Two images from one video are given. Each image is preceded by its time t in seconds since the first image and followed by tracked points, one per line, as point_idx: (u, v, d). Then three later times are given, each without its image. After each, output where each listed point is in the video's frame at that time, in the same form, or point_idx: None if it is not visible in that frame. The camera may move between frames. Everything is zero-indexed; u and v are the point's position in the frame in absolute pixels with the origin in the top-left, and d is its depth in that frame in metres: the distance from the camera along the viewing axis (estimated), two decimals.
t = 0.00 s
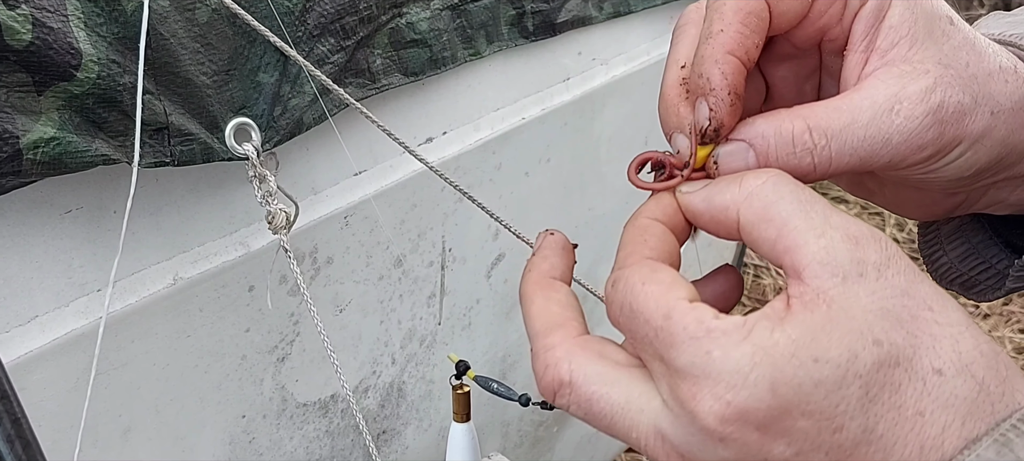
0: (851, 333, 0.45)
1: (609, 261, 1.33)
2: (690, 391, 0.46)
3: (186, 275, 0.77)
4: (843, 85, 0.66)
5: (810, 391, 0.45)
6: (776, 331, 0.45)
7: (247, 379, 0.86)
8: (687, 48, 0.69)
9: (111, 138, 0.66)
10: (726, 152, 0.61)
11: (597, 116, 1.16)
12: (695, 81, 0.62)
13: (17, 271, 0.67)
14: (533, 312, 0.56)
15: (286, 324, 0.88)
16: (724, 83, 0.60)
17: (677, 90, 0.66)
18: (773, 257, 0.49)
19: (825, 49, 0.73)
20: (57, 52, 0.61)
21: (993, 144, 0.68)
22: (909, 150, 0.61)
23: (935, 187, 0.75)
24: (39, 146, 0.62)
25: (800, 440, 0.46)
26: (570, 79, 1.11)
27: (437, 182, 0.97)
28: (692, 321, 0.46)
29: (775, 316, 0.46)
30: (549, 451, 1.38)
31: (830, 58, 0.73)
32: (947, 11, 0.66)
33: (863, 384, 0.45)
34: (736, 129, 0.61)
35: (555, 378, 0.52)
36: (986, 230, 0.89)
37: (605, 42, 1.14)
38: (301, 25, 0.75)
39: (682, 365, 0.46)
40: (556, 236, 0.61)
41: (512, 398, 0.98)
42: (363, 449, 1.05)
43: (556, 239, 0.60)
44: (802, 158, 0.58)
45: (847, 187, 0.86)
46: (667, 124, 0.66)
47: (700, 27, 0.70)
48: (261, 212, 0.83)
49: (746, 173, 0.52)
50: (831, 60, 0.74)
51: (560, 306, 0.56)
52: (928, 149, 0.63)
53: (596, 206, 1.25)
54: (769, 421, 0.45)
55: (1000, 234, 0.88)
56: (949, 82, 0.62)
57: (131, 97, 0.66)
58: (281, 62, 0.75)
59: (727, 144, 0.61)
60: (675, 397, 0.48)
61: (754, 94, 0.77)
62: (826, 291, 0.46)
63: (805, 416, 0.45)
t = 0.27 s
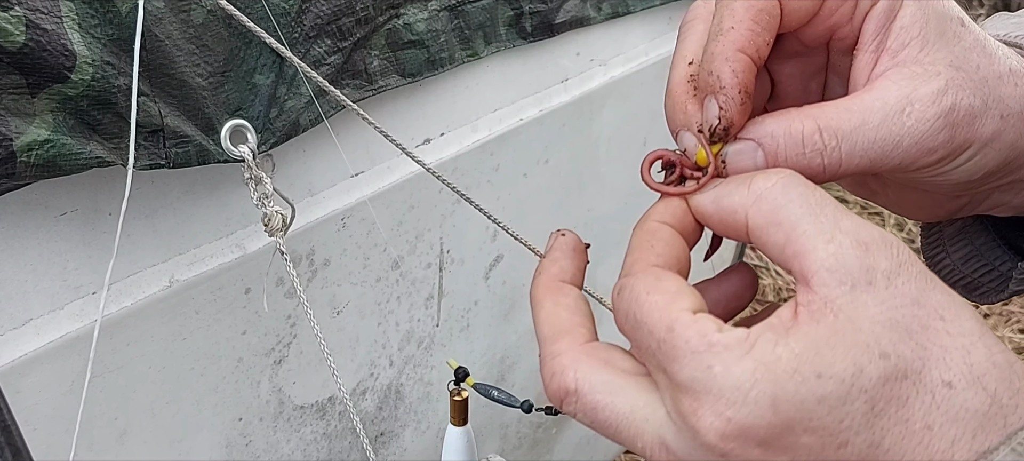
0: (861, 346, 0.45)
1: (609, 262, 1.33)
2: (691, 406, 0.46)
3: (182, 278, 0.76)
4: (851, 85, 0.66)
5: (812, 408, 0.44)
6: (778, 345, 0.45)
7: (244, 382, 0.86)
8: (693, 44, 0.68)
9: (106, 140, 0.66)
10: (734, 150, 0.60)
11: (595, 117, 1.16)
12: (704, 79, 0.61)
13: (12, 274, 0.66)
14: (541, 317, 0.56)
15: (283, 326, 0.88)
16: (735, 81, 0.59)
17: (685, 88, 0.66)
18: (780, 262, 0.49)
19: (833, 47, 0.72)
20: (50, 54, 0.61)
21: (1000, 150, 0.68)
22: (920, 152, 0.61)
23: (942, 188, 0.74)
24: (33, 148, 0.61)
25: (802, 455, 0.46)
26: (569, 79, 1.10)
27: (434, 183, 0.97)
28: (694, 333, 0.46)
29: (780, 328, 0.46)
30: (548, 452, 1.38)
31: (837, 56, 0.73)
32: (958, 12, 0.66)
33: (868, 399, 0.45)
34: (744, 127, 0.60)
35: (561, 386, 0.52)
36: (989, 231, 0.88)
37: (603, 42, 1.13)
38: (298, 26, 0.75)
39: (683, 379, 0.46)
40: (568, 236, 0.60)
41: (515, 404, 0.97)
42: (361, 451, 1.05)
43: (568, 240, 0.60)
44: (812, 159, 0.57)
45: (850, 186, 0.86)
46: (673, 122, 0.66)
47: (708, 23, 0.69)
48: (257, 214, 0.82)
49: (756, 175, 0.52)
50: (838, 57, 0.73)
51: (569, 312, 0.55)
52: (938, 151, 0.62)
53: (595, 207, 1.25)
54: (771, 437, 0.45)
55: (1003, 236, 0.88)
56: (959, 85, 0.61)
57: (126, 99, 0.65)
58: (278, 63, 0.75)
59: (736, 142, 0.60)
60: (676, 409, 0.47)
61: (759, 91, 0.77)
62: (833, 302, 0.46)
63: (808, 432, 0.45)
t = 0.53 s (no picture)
0: (875, 356, 0.44)
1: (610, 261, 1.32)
2: (699, 416, 0.45)
3: (180, 278, 0.76)
4: (862, 83, 0.66)
5: (824, 420, 0.44)
6: (789, 355, 0.44)
7: (243, 382, 0.85)
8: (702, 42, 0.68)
9: (103, 140, 0.65)
10: (743, 150, 0.60)
11: (596, 114, 1.15)
12: (716, 78, 0.61)
13: (9, 275, 0.66)
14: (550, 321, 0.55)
15: (282, 326, 0.87)
16: (748, 81, 0.59)
17: (692, 84, 0.66)
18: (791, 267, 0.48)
19: (842, 42, 0.72)
20: (46, 53, 0.60)
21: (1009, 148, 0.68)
22: (932, 151, 0.61)
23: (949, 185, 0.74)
24: (29, 149, 0.61)
25: None
26: (569, 77, 1.10)
27: (434, 182, 0.96)
28: (703, 342, 0.45)
29: (789, 337, 0.45)
30: (549, 451, 1.38)
31: (846, 51, 0.73)
32: (972, 7, 0.66)
33: (879, 411, 0.44)
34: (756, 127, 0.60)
35: (570, 391, 0.52)
36: (994, 226, 0.88)
37: (603, 40, 1.13)
38: (296, 25, 0.74)
39: (691, 389, 0.45)
40: (579, 234, 0.58)
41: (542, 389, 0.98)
42: (361, 451, 1.05)
43: (579, 238, 0.58)
44: (823, 159, 0.57)
45: (855, 182, 0.86)
46: (681, 118, 0.66)
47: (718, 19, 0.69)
48: (255, 214, 0.82)
49: (769, 177, 0.50)
50: (847, 53, 0.73)
51: (579, 315, 0.54)
52: (949, 150, 0.62)
53: (596, 206, 1.24)
54: (780, 450, 0.45)
55: (1009, 232, 0.87)
56: (971, 82, 0.61)
57: (123, 99, 0.65)
58: (276, 62, 0.74)
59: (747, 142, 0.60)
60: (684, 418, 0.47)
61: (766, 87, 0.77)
62: (846, 310, 0.45)
63: (818, 444, 0.44)
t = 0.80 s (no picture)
0: (891, 355, 0.43)
1: (608, 261, 1.32)
2: (711, 416, 0.45)
3: (175, 280, 0.76)
4: (863, 79, 0.67)
5: (838, 420, 0.43)
6: (803, 354, 0.44)
7: (239, 384, 0.85)
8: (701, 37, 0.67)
9: (96, 142, 0.65)
10: (745, 149, 0.61)
11: (593, 114, 1.15)
12: (719, 79, 0.62)
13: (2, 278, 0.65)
14: (553, 317, 0.55)
15: (278, 327, 0.87)
16: (753, 81, 0.60)
17: (692, 80, 0.66)
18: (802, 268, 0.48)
19: (838, 38, 0.74)
20: (39, 54, 0.60)
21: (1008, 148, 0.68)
22: (933, 150, 0.62)
23: (947, 183, 0.75)
24: (22, 150, 0.60)
25: None
26: (566, 77, 1.09)
27: (430, 182, 0.95)
28: (714, 340, 0.45)
29: (803, 337, 0.45)
30: (547, 451, 1.38)
31: (842, 47, 0.74)
32: (973, 3, 0.66)
33: (895, 413, 0.44)
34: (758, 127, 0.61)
35: (574, 390, 0.51)
36: (989, 220, 0.88)
37: (601, 40, 1.13)
38: (291, 25, 0.74)
39: (703, 388, 0.45)
40: (580, 234, 0.59)
41: (521, 408, 0.98)
42: (357, 452, 1.04)
43: (581, 238, 0.59)
44: (826, 157, 0.59)
45: (851, 180, 0.86)
46: (680, 116, 0.67)
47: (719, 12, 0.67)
48: (251, 215, 0.81)
49: (779, 176, 0.51)
50: (844, 48, 0.74)
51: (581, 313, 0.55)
52: (951, 149, 0.63)
53: (594, 205, 1.24)
54: (791, 451, 0.44)
55: (1005, 227, 0.87)
56: (973, 80, 0.62)
57: (117, 100, 0.64)
58: (271, 62, 0.74)
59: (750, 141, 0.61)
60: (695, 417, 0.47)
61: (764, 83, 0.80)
62: (859, 308, 0.45)
63: (833, 445, 0.44)
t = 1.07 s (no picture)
0: (907, 351, 0.45)
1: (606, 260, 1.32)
2: (730, 410, 0.46)
3: (173, 280, 0.75)
4: (873, 80, 0.70)
5: (861, 415, 0.44)
6: (823, 349, 0.45)
7: (237, 384, 0.85)
8: (710, 34, 0.69)
9: (93, 142, 0.64)
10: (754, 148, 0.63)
11: (592, 113, 1.14)
12: (732, 78, 0.63)
13: None
14: (563, 312, 0.55)
15: (277, 327, 0.87)
16: (766, 83, 0.61)
17: (701, 78, 0.68)
18: (818, 265, 0.50)
19: (848, 36, 0.76)
20: (35, 54, 0.59)
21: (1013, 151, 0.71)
22: (942, 152, 0.65)
23: (949, 184, 0.78)
24: (18, 151, 0.60)
25: None
26: (565, 76, 1.09)
27: (428, 182, 0.95)
28: (734, 335, 0.46)
29: (822, 334, 0.46)
30: (545, 451, 1.38)
31: (852, 45, 0.76)
32: (985, 5, 0.70)
33: (917, 409, 0.45)
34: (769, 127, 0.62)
35: (585, 387, 0.52)
36: (994, 219, 0.88)
37: (600, 39, 1.12)
38: (289, 24, 0.74)
39: (722, 382, 0.46)
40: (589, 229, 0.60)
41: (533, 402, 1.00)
42: (356, 453, 1.04)
43: (591, 233, 0.60)
44: (836, 159, 0.61)
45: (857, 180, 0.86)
46: (689, 112, 0.68)
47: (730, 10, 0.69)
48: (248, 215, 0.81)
49: (794, 174, 0.52)
50: (853, 46, 0.76)
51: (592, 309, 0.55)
52: (959, 153, 0.66)
53: (592, 204, 1.24)
54: (813, 446, 0.45)
55: (1008, 225, 0.88)
56: (983, 83, 0.65)
57: (114, 100, 0.64)
58: (269, 62, 0.74)
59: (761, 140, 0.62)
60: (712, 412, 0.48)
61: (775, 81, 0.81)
62: (878, 304, 0.46)
63: (854, 441, 0.45)
